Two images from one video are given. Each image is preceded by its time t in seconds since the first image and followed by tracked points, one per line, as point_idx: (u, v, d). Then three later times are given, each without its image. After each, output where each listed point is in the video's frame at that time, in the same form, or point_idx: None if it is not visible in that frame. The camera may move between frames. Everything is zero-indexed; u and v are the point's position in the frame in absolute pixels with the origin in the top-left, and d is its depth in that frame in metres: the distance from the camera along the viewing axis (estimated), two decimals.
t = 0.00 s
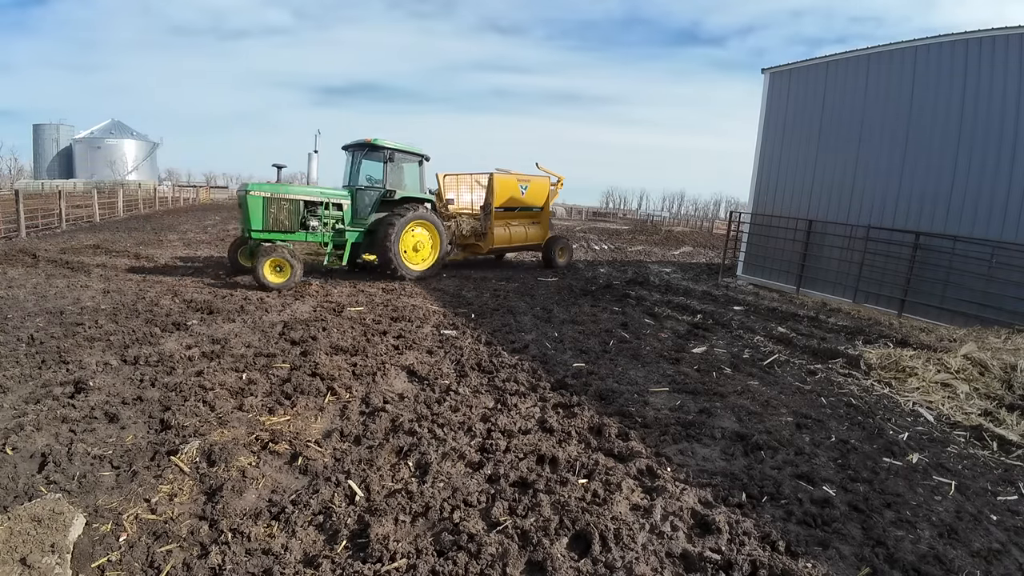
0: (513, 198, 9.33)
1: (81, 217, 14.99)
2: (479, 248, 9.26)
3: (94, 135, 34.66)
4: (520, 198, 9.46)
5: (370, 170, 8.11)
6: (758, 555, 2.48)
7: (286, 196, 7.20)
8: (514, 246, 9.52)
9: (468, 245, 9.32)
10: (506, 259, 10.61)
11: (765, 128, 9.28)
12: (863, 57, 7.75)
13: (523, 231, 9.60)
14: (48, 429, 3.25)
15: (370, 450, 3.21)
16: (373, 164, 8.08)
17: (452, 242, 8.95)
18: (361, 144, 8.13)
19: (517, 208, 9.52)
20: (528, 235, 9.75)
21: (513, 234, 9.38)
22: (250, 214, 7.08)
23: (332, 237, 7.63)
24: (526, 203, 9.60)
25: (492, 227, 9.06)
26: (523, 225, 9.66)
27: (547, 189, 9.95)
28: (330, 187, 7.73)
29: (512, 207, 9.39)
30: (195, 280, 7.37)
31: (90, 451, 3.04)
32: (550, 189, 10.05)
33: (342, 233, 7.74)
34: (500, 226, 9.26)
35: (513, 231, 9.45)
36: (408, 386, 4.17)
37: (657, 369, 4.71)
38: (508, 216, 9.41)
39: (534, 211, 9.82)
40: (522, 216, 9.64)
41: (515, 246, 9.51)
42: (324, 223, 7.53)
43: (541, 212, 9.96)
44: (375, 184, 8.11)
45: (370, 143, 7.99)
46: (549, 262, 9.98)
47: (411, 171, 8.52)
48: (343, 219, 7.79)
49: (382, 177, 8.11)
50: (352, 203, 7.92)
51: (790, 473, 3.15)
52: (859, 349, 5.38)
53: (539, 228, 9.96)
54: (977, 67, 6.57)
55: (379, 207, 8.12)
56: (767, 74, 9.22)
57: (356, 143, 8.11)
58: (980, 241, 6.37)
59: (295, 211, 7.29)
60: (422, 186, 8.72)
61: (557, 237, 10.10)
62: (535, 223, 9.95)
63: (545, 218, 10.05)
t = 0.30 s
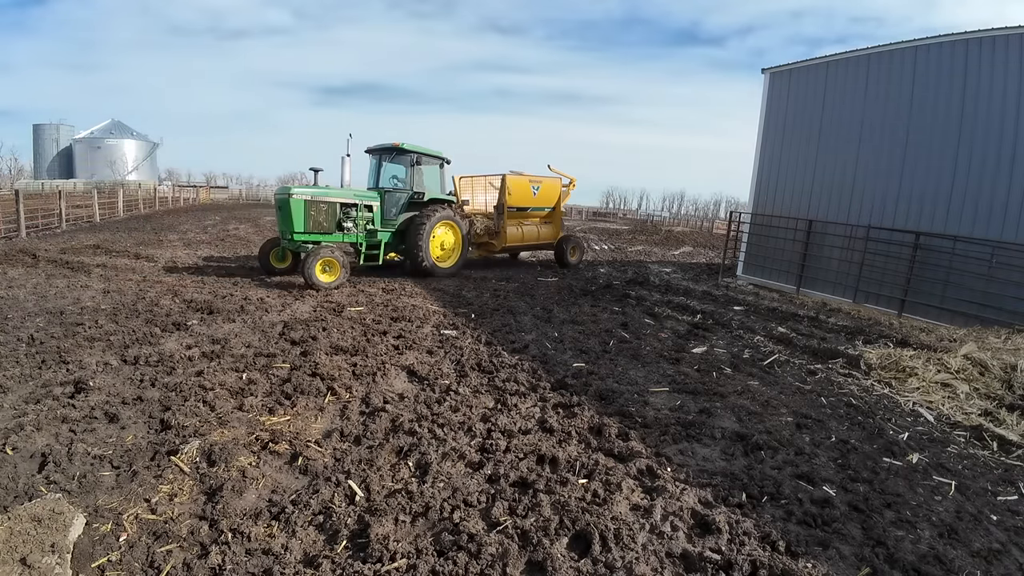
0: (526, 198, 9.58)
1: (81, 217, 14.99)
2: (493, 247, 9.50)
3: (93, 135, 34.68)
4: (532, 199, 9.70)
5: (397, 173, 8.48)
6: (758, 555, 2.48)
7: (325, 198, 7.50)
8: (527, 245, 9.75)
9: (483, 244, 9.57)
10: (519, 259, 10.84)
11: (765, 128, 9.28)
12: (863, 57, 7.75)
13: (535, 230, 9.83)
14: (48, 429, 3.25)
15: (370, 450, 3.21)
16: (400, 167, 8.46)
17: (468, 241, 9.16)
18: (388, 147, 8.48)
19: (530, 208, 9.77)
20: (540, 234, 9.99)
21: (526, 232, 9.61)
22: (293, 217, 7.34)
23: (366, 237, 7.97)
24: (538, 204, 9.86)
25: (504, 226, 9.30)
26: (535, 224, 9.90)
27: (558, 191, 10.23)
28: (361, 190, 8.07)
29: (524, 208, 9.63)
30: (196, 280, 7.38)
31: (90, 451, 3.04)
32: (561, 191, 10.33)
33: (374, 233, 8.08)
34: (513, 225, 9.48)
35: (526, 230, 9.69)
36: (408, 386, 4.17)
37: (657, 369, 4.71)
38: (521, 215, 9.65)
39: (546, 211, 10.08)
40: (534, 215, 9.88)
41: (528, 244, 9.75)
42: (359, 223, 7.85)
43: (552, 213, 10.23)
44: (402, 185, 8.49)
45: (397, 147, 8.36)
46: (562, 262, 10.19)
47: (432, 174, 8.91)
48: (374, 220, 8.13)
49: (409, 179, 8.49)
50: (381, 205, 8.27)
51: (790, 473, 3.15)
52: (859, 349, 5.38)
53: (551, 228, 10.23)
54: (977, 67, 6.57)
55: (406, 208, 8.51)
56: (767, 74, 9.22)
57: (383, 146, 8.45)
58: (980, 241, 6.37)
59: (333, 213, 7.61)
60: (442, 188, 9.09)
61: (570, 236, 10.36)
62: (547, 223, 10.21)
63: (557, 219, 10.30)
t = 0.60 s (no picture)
0: (535, 199, 9.65)
1: (80, 217, 14.99)
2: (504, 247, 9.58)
3: (93, 135, 34.68)
4: (542, 200, 9.78)
5: (416, 175, 8.72)
6: (759, 555, 2.48)
7: (354, 200, 7.75)
8: (538, 245, 9.82)
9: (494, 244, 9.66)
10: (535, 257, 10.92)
11: (765, 128, 9.28)
12: (863, 57, 7.75)
13: (546, 231, 9.90)
14: (48, 429, 3.25)
15: (370, 450, 3.21)
16: (419, 170, 8.71)
17: (479, 240, 9.26)
18: (405, 151, 8.68)
19: (540, 208, 9.85)
20: (551, 234, 10.06)
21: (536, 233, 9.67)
22: (325, 217, 7.58)
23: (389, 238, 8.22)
24: (549, 205, 9.94)
25: (515, 227, 9.37)
26: (546, 225, 9.97)
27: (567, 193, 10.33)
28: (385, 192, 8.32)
29: (534, 209, 9.71)
30: (196, 280, 7.39)
31: (90, 451, 3.04)
32: (571, 192, 10.41)
33: (397, 233, 8.34)
34: (523, 225, 9.57)
35: (537, 230, 9.76)
36: (408, 386, 4.17)
37: (657, 369, 4.71)
38: (531, 216, 9.73)
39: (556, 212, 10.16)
40: (544, 216, 9.94)
41: (538, 244, 9.81)
42: (384, 224, 8.11)
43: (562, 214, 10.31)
44: (422, 187, 8.75)
45: (417, 151, 8.59)
46: (572, 262, 10.30)
47: (447, 177, 9.09)
48: (397, 221, 8.38)
49: (429, 182, 8.76)
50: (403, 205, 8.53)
51: (790, 473, 3.15)
52: (859, 349, 5.38)
53: (561, 228, 10.29)
54: (977, 67, 6.57)
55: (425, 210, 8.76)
56: (767, 74, 9.22)
57: (402, 149, 8.67)
58: (980, 241, 6.37)
59: (361, 214, 7.86)
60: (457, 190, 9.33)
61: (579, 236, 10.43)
62: (557, 224, 10.29)
63: (568, 219, 10.37)
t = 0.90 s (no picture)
0: (542, 200, 9.68)
1: (80, 217, 14.99)
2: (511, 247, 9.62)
3: (93, 135, 34.69)
4: (549, 201, 9.81)
5: (428, 176, 8.76)
6: (758, 555, 2.48)
7: (374, 201, 7.85)
8: (545, 245, 9.86)
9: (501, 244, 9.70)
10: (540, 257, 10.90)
11: (765, 128, 9.28)
12: (863, 57, 7.75)
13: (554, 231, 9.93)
14: (48, 429, 3.25)
15: (370, 450, 3.21)
16: (431, 171, 8.74)
17: (488, 241, 9.29)
18: (419, 153, 8.74)
19: (547, 209, 9.88)
20: (558, 235, 10.06)
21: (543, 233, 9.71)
22: (346, 217, 7.66)
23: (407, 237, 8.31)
24: (556, 206, 9.97)
25: (522, 227, 9.41)
26: (553, 225, 10.00)
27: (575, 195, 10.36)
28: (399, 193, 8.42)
29: (541, 210, 9.75)
30: (196, 280, 7.39)
31: (90, 451, 3.04)
32: (578, 193, 10.42)
33: (413, 233, 8.40)
34: (530, 226, 9.61)
35: (544, 230, 9.80)
36: (408, 386, 4.17)
37: (657, 369, 4.71)
38: (538, 216, 9.77)
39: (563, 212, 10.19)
40: (551, 217, 9.97)
41: (545, 244, 9.85)
42: (402, 223, 8.18)
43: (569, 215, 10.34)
44: (435, 188, 8.79)
45: (430, 153, 8.65)
46: (579, 261, 10.32)
47: (457, 179, 9.13)
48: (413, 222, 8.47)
49: (442, 183, 8.81)
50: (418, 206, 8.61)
51: (790, 473, 3.15)
52: (859, 349, 5.38)
53: (568, 229, 10.32)
54: (977, 67, 6.57)
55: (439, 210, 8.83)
56: (767, 74, 9.22)
57: (415, 151, 8.74)
58: (980, 241, 6.37)
59: (380, 215, 7.94)
60: (468, 191, 9.37)
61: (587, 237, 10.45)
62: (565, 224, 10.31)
63: (575, 220, 10.39)
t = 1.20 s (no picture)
0: (546, 200, 9.70)
1: (80, 217, 14.99)
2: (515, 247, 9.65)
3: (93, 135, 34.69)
4: (553, 202, 9.82)
5: (436, 178, 8.74)
6: (758, 555, 2.48)
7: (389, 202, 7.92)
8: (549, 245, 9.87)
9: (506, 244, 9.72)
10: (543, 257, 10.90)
11: (765, 128, 9.28)
12: (863, 57, 7.75)
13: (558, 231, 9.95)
14: (48, 429, 3.25)
15: (370, 450, 3.22)
16: (439, 173, 8.74)
17: (493, 241, 9.31)
18: (426, 156, 8.74)
19: (551, 210, 9.89)
20: (562, 234, 10.06)
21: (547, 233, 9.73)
22: (362, 218, 7.72)
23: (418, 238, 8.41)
24: (560, 206, 9.98)
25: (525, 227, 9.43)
26: (557, 225, 10.01)
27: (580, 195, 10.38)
28: (409, 194, 8.49)
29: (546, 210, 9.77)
30: (196, 281, 7.39)
31: (90, 451, 3.04)
32: (583, 193, 10.43)
33: (423, 233, 8.49)
34: (534, 226, 9.62)
35: (548, 230, 9.81)
36: (408, 386, 4.17)
37: (657, 369, 4.71)
38: (542, 216, 9.78)
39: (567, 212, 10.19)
40: (555, 217, 9.99)
41: (549, 244, 9.86)
42: (413, 224, 8.28)
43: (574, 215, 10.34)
44: (443, 190, 8.78)
45: (440, 155, 8.64)
46: (583, 262, 10.32)
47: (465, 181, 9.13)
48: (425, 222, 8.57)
49: (450, 185, 8.80)
50: (427, 207, 8.65)
51: (790, 473, 3.15)
52: (859, 349, 5.38)
53: (572, 229, 10.31)
54: (977, 67, 6.57)
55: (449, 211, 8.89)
56: (767, 74, 9.23)
57: (424, 153, 8.74)
58: (979, 241, 6.37)
59: (394, 215, 8.02)
60: (473, 191, 9.38)
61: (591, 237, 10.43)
62: (569, 224, 10.31)
63: (579, 220, 10.37)
